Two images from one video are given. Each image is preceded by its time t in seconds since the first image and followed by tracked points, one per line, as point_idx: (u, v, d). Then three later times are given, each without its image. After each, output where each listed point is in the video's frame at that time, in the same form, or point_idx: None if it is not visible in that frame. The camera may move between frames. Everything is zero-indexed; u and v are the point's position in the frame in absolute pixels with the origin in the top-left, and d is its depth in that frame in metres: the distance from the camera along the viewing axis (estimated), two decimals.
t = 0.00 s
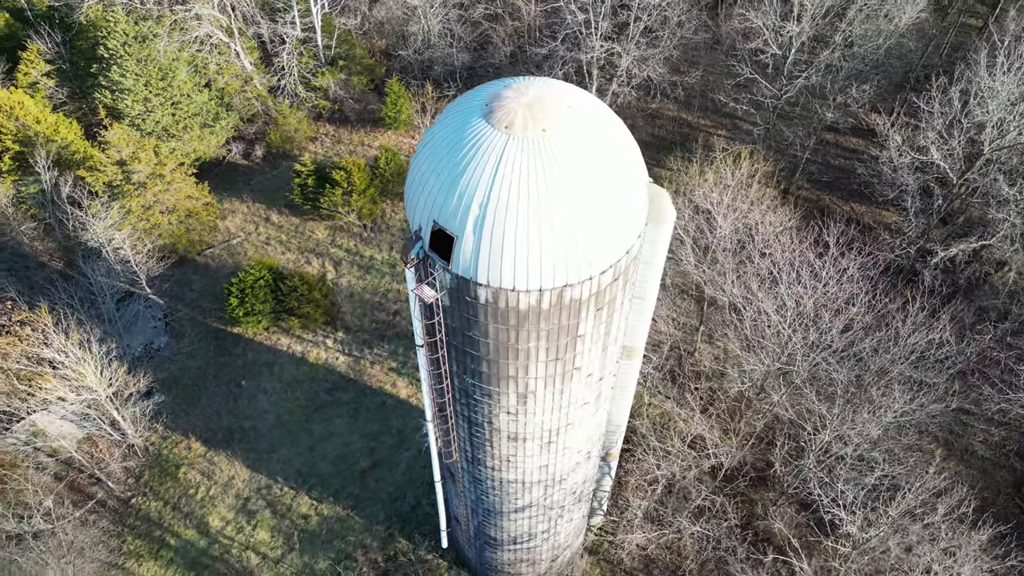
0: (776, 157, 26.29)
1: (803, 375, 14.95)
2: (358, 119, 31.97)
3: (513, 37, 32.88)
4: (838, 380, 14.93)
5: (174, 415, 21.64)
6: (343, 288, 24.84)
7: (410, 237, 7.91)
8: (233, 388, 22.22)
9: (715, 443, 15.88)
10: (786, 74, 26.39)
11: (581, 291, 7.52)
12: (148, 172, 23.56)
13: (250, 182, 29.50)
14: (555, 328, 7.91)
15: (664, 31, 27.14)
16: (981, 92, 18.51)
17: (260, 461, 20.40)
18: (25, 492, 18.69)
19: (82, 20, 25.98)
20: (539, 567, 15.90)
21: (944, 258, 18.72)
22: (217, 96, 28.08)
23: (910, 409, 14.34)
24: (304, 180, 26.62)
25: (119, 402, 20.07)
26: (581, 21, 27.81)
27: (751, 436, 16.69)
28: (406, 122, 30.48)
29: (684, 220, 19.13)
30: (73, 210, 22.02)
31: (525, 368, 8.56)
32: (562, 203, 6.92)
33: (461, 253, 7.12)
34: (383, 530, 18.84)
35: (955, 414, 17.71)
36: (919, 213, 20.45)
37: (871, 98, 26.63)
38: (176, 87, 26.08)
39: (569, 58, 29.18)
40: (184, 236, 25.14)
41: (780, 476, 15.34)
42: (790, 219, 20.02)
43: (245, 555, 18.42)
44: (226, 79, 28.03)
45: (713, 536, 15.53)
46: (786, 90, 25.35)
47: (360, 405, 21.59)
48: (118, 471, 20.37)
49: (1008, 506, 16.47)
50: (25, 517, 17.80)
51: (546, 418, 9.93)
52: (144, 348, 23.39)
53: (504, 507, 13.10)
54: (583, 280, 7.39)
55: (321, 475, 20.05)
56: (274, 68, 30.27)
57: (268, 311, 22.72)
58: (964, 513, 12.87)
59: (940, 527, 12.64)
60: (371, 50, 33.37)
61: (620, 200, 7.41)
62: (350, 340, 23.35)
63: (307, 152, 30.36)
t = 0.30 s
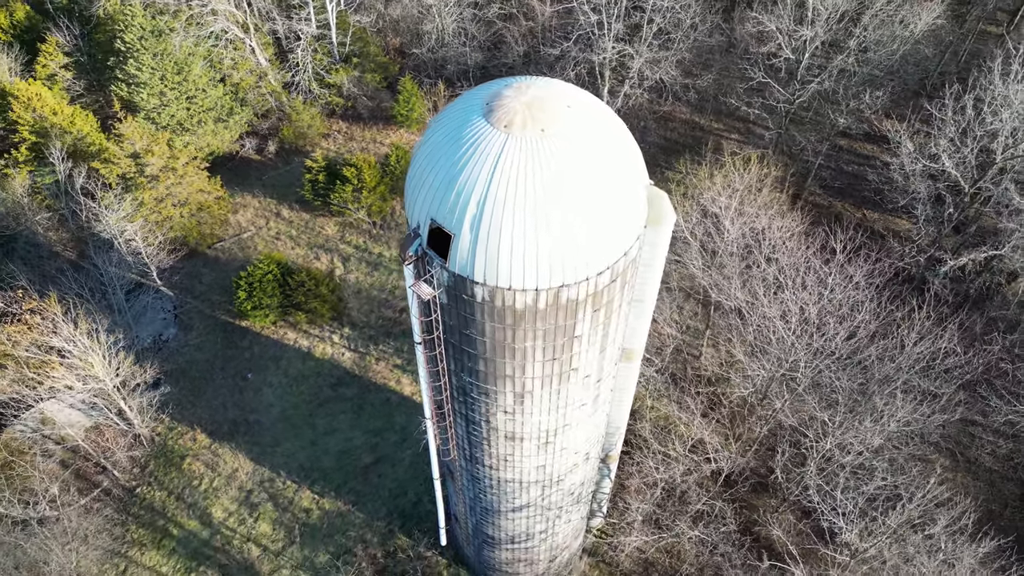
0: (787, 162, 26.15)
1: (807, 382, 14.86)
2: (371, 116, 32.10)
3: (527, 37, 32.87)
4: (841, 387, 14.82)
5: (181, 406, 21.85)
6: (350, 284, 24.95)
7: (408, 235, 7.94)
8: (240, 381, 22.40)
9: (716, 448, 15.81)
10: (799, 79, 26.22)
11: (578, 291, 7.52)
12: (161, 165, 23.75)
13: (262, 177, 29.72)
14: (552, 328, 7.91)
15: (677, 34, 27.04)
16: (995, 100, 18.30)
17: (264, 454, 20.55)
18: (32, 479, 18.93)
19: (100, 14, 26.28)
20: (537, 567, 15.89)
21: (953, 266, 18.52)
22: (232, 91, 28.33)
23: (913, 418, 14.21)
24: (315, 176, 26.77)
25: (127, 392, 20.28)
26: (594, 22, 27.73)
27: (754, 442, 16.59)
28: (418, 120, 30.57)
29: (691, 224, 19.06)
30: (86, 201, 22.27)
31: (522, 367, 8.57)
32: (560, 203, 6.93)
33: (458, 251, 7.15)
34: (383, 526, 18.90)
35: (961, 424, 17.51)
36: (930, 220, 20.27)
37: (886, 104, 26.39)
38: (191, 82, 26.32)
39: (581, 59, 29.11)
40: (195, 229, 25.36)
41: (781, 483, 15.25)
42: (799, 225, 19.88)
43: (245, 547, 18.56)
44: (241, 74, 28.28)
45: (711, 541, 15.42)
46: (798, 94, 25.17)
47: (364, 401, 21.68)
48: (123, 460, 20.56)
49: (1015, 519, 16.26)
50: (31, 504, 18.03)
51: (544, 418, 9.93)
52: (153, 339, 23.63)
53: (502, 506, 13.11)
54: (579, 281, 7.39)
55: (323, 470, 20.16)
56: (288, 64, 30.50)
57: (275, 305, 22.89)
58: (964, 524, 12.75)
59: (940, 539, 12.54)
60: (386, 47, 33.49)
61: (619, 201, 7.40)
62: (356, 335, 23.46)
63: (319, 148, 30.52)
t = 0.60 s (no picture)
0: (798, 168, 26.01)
1: (810, 389, 14.74)
2: (384, 114, 32.21)
3: (541, 37, 32.77)
4: (844, 394, 14.72)
5: (187, 398, 22.06)
6: (358, 281, 25.05)
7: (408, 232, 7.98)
8: (246, 374, 22.58)
9: (717, 453, 15.73)
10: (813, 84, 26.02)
11: (575, 292, 7.53)
12: (174, 158, 23.99)
13: (274, 172, 29.92)
14: (549, 328, 7.92)
15: (690, 36, 26.89)
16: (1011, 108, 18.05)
17: (267, 447, 20.70)
18: (39, 466, 19.17)
19: (119, 8, 26.60)
20: (535, 567, 15.91)
21: (963, 275, 18.32)
22: (247, 87, 28.58)
23: (917, 427, 14.06)
24: (325, 173, 26.90)
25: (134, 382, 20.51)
26: (607, 23, 27.62)
27: (756, 448, 16.49)
28: (429, 118, 30.63)
29: (698, 227, 18.98)
30: (100, 192, 22.55)
31: (519, 366, 8.59)
32: (558, 202, 6.94)
33: (455, 249, 7.17)
34: (383, 522, 18.97)
35: (969, 435, 17.31)
36: (941, 228, 20.06)
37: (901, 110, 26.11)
38: (206, 76, 26.58)
39: (593, 60, 29.03)
40: (206, 223, 25.58)
41: (781, 490, 15.14)
42: (809, 231, 19.75)
43: (247, 539, 18.71)
44: (256, 70, 28.53)
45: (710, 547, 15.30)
46: (811, 99, 24.98)
47: (369, 397, 21.76)
48: (129, 450, 20.80)
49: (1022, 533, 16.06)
50: (37, 490, 18.27)
51: (541, 417, 9.93)
52: (162, 330, 23.88)
53: (500, 505, 13.13)
54: (576, 282, 7.40)
55: (325, 464, 20.26)
56: (303, 61, 30.69)
57: (283, 300, 23.03)
58: (965, 535, 12.65)
59: (941, 550, 12.43)
60: (400, 45, 33.57)
61: (617, 202, 7.39)
62: (362, 332, 23.56)
63: (331, 144, 30.66)
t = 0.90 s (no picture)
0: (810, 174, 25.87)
1: (814, 396, 14.65)
2: (396, 112, 32.33)
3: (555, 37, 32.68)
4: (845, 402, 14.64)
5: (193, 389, 22.26)
6: (365, 277, 25.15)
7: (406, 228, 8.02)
8: (253, 368, 22.74)
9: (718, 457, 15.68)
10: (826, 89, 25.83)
11: (572, 292, 7.54)
12: (186, 151, 24.13)
13: (286, 167, 30.11)
14: (545, 328, 7.94)
15: (702, 39, 26.74)
16: None
17: (271, 440, 20.85)
18: (46, 453, 19.41)
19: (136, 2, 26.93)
20: (532, 567, 15.93)
21: (971, 285, 18.14)
22: (261, 82, 28.81)
23: (920, 436, 13.96)
24: (336, 169, 27.05)
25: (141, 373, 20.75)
26: (619, 24, 27.51)
27: (757, 454, 16.42)
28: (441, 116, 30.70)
29: (705, 230, 18.91)
30: (113, 184, 22.79)
31: (515, 365, 8.61)
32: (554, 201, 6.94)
33: (452, 247, 7.20)
34: (383, 517, 19.05)
35: (976, 447, 17.13)
36: (951, 237, 19.88)
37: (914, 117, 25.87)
38: (221, 71, 26.78)
39: (605, 61, 28.94)
40: (217, 216, 25.76)
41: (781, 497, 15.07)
42: (818, 236, 19.61)
43: (248, 530, 18.86)
44: (270, 66, 28.75)
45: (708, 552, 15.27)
46: (824, 104, 24.80)
47: (373, 393, 21.86)
48: (135, 439, 21.01)
49: None
50: (43, 477, 18.49)
51: (538, 417, 9.94)
52: (170, 322, 24.12)
53: (497, 503, 13.15)
54: (572, 282, 7.41)
55: (328, 459, 20.37)
56: (317, 57, 30.88)
57: (291, 294, 23.17)
58: (965, 546, 12.58)
59: (941, 561, 12.34)
60: (414, 44, 33.65)
61: (616, 204, 7.39)
62: (368, 328, 23.66)
63: (343, 141, 30.81)
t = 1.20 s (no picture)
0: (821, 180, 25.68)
1: (817, 403, 14.56)
2: (409, 110, 32.42)
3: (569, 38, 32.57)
4: (847, 410, 14.55)
5: (200, 381, 22.46)
6: (373, 274, 25.24)
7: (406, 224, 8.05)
8: (259, 361, 22.90)
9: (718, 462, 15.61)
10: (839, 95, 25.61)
11: (569, 292, 7.55)
12: (200, 145, 24.25)
13: (298, 163, 30.28)
14: (541, 327, 7.95)
15: (715, 42, 26.54)
16: None
17: (275, 434, 20.99)
18: (53, 440, 19.66)
19: None
20: (531, 567, 15.96)
21: (981, 295, 17.95)
22: (275, 78, 29.03)
23: (924, 446, 13.85)
24: (347, 166, 27.21)
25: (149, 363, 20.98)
26: (631, 26, 27.38)
27: (760, 459, 16.34)
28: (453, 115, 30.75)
29: (713, 234, 18.81)
30: (127, 176, 23.02)
31: (512, 364, 8.62)
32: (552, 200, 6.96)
33: (449, 244, 7.24)
34: (384, 513, 19.12)
35: (982, 458, 16.96)
36: (961, 246, 19.70)
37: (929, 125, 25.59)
38: (236, 66, 26.97)
39: (618, 63, 28.82)
40: (228, 210, 25.96)
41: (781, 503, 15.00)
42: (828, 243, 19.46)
43: (250, 522, 19.00)
44: (285, 62, 28.95)
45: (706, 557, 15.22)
46: (837, 110, 24.60)
47: (378, 389, 21.95)
48: (141, 429, 21.24)
49: None
50: (49, 464, 18.75)
51: (535, 416, 9.95)
52: (179, 314, 24.34)
53: (495, 502, 13.18)
54: (569, 282, 7.42)
55: (331, 453, 20.48)
56: (331, 55, 31.03)
57: (298, 289, 23.33)
58: (963, 558, 12.50)
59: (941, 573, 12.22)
60: (428, 42, 33.69)
61: (614, 205, 7.39)
62: (374, 324, 23.74)
63: (356, 138, 30.94)
